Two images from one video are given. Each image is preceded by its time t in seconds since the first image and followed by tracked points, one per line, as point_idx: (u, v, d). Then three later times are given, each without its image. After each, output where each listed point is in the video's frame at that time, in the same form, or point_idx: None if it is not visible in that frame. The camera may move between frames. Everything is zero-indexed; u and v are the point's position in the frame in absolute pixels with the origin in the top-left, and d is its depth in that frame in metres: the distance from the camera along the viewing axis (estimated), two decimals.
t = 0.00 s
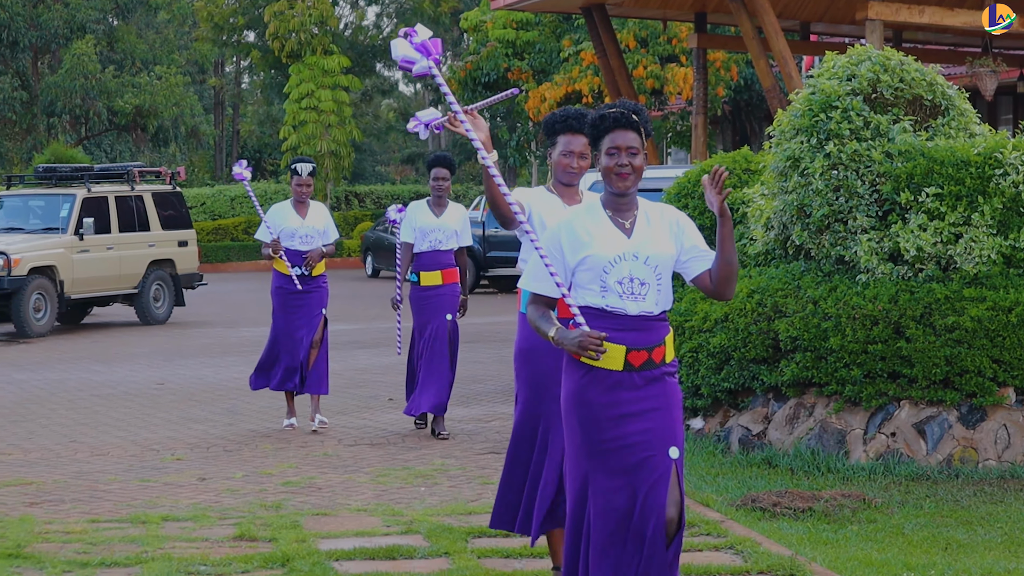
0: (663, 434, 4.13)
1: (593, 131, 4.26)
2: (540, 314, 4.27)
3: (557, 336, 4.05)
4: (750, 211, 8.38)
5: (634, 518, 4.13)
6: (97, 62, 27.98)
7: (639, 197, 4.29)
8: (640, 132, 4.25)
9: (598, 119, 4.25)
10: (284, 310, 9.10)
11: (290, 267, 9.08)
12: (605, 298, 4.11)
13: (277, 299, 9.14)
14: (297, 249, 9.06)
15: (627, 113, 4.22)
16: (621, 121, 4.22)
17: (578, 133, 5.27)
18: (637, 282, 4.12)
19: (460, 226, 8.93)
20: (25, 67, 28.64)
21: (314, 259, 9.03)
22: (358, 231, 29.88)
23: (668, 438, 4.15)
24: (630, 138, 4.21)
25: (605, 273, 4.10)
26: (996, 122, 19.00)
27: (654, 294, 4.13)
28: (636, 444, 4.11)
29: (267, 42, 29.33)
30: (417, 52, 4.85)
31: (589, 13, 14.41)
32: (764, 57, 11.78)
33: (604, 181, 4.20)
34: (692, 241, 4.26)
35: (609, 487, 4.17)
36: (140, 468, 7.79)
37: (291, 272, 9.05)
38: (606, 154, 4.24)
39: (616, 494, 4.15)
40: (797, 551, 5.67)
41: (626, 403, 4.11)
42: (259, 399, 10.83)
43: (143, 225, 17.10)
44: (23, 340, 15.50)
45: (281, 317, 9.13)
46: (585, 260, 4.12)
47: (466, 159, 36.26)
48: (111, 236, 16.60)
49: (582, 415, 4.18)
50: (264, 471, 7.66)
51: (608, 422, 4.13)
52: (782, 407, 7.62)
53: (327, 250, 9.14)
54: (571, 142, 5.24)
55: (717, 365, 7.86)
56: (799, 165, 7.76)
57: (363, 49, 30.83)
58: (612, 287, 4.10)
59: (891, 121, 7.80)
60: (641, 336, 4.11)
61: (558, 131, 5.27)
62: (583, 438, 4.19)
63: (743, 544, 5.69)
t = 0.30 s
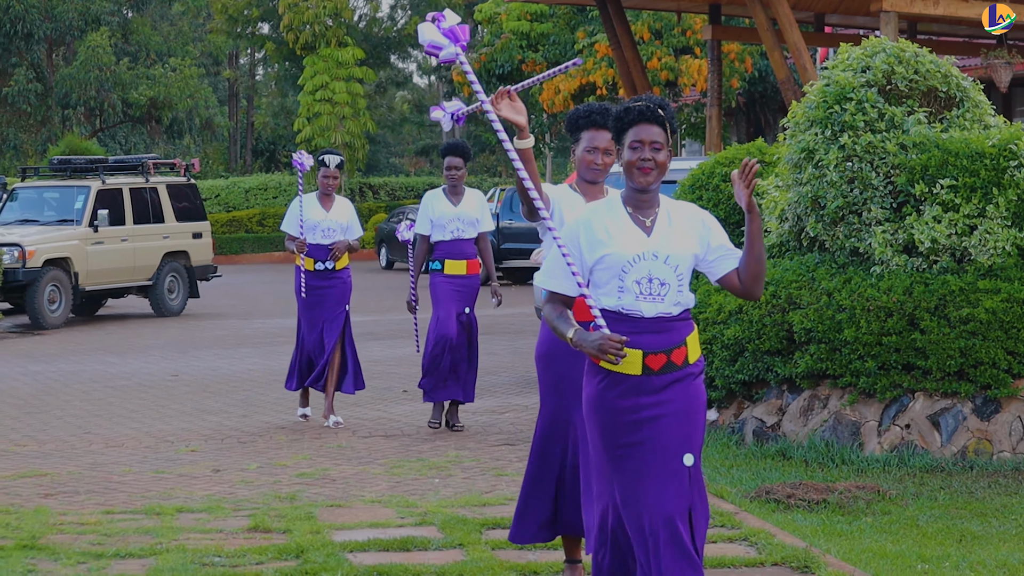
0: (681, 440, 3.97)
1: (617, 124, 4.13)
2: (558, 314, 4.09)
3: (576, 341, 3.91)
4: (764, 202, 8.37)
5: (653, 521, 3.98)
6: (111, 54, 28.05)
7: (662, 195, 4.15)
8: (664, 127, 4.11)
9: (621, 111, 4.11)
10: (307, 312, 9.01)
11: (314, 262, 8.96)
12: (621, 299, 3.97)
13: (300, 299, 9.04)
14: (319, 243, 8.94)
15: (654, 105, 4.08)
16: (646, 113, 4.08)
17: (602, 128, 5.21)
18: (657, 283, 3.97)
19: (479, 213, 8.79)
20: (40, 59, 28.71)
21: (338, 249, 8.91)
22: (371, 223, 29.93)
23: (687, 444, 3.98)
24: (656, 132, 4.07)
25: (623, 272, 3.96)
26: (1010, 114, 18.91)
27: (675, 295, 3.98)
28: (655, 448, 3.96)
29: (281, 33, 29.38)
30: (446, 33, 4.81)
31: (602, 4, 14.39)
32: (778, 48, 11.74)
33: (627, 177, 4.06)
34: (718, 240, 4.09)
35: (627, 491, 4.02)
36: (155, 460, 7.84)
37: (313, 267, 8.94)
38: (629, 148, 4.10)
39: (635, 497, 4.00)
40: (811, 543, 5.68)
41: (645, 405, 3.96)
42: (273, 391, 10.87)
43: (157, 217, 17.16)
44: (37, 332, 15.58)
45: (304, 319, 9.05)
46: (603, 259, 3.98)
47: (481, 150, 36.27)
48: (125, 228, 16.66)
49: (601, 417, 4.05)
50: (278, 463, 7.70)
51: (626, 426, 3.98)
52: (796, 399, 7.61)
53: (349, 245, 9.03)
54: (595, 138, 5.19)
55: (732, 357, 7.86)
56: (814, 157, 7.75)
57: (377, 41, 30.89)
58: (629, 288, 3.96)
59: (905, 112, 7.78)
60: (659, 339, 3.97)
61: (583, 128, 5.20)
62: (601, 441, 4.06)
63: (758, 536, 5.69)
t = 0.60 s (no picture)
0: (701, 439, 3.92)
1: (641, 111, 4.03)
2: (577, 307, 4.06)
3: (588, 331, 3.91)
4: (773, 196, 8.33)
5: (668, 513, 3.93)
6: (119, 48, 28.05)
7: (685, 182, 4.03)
8: (690, 117, 4.01)
9: (646, 100, 4.01)
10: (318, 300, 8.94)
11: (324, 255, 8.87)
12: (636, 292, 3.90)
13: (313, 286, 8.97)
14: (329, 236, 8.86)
15: (680, 94, 3.98)
16: (671, 103, 3.98)
17: (626, 114, 5.08)
18: (670, 276, 3.87)
19: (489, 211, 8.69)
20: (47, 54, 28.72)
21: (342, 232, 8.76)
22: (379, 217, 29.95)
23: (707, 443, 3.93)
24: (681, 122, 3.97)
25: (635, 265, 3.89)
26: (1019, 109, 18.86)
27: (691, 288, 3.88)
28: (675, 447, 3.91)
29: (288, 28, 29.38)
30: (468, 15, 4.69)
31: None
32: (786, 42, 11.71)
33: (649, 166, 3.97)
34: (742, 235, 3.93)
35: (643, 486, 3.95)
36: (162, 454, 7.87)
37: (325, 260, 8.85)
38: (652, 136, 3.99)
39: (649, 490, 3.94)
40: (820, 537, 5.68)
41: (667, 403, 3.91)
42: (280, 385, 10.89)
43: (164, 211, 17.19)
44: (45, 326, 15.61)
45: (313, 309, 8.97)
46: (616, 250, 3.92)
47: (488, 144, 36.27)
48: (132, 222, 16.69)
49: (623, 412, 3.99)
50: (286, 457, 7.72)
51: (647, 421, 3.93)
52: (803, 393, 7.62)
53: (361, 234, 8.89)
54: (619, 124, 5.05)
55: (739, 352, 7.85)
56: (821, 151, 7.74)
57: (384, 35, 30.90)
58: (642, 281, 3.89)
59: (913, 106, 7.77)
60: (676, 333, 3.90)
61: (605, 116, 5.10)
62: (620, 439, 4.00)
63: (765, 530, 5.70)
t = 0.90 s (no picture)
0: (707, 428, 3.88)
1: (647, 102, 3.96)
2: (587, 299, 4.05)
3: (593, 331, 3.88)
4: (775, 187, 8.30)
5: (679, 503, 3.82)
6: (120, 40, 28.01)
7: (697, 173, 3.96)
8: (698, 104, 3.93)
9: (650, 90, 3.94)
10: (324, 297, 8.89)
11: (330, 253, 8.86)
12: (650, 287, 3.84)
13: (320, 283, 8.92)
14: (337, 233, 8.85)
15: (685, 83, 3.90)
16: (676, 91, 3.90)
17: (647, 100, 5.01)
18: (684, 270, 3.82)
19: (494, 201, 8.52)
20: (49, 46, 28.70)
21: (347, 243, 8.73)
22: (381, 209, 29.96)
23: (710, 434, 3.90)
24: (688, 111, 3.89)
25: (649, 259, 3.83)
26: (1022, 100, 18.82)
27: (706, 282, 3.83)
28: (685, 441, 3.84)
29: (290, 20, 29.35)
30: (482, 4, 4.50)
31: None
32: (788, 33, 11.68)
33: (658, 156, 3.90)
34: (756, 223, 3.90)
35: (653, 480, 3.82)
36: (165, 445, 7.88)
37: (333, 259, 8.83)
38: (659, 126, 3.91)
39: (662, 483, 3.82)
40: (822, 529, 5.69)
41: (679, 398, 3.84)
42: (282, 376, 10.91)
43: (167, 203, 17.18)
44: (47, 318, 15.63)
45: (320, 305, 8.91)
46: (629, 244, 3.87)
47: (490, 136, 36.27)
48: (134, 214, 16.69)
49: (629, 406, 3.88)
50: (288, 448, 7.73)
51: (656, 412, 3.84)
52: (806, 384, 7.62)
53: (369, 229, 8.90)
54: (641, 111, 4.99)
55: (743, 343, 7.86)
56: (824, 143, 7.70)
57: (386, 27, 30.90)
58: (655, 275, 3.83)
59: (916, 98, 7.76)
60: (692, 329, 3.84)
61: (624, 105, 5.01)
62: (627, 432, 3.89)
63: (768, 522, 5.70)
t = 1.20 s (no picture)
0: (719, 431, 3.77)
1: (642, 90, 3.87)
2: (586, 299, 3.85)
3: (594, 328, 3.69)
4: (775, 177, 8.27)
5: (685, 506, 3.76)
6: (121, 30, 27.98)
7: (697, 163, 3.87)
8: (694, 90, 3.84)
9: (646, 77, 3.85)
10: (324, 284, 8.87)
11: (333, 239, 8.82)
12: (661, 277, 3.71)
13: (319, 270, 8.90)
14: (341, 218, 8.80)
15: (682, 69, 3.82)
16: (673, 77, 3.82)
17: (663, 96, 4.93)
18: (694, 259, 3.71)
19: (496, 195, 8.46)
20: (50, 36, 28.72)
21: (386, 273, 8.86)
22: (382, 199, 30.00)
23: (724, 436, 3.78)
24: (686, 98, 3.80)
25: (658, 249, 3.71)
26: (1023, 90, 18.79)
27: (716, 273, 3.73)
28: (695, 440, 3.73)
29: (291, 10, 29.33)
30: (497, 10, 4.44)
31: None
32: (790, 22, 11.65)
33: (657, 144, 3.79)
34: (756, 213, 3.83)
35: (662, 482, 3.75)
36: (165, 435, 7.90)
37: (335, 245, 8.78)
38: (656, 113, 3.81)
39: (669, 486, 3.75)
40: (822, 518, 5.70)
41: (691, 400, 3.72)
42: (283, 366, 10.92)
43: (167, 194, 17.17)
44: (48, 309, 15.64)
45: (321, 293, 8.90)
46: (635, 234, 3.74)
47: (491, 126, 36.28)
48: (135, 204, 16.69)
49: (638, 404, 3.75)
50: (289, 438, 7.74)
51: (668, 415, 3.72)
52: (807, 373, 7.62)
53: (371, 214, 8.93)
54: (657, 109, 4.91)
55: (744, 334, 7.86)
56: (825, 132, 7.70)
57: (387, 17, 30.92)
58: (665, 265, 3.71)
59: (916, 87, 7.75)
60: (704, 322, 3.73)
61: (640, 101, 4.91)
62: (637, 435, 3.76)
63: (768, 511, 5.71)
